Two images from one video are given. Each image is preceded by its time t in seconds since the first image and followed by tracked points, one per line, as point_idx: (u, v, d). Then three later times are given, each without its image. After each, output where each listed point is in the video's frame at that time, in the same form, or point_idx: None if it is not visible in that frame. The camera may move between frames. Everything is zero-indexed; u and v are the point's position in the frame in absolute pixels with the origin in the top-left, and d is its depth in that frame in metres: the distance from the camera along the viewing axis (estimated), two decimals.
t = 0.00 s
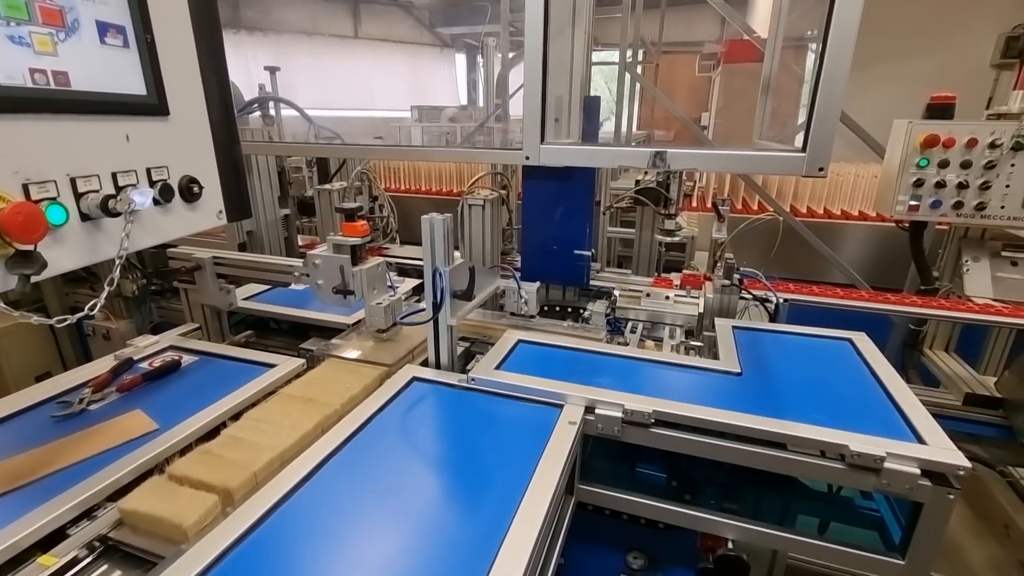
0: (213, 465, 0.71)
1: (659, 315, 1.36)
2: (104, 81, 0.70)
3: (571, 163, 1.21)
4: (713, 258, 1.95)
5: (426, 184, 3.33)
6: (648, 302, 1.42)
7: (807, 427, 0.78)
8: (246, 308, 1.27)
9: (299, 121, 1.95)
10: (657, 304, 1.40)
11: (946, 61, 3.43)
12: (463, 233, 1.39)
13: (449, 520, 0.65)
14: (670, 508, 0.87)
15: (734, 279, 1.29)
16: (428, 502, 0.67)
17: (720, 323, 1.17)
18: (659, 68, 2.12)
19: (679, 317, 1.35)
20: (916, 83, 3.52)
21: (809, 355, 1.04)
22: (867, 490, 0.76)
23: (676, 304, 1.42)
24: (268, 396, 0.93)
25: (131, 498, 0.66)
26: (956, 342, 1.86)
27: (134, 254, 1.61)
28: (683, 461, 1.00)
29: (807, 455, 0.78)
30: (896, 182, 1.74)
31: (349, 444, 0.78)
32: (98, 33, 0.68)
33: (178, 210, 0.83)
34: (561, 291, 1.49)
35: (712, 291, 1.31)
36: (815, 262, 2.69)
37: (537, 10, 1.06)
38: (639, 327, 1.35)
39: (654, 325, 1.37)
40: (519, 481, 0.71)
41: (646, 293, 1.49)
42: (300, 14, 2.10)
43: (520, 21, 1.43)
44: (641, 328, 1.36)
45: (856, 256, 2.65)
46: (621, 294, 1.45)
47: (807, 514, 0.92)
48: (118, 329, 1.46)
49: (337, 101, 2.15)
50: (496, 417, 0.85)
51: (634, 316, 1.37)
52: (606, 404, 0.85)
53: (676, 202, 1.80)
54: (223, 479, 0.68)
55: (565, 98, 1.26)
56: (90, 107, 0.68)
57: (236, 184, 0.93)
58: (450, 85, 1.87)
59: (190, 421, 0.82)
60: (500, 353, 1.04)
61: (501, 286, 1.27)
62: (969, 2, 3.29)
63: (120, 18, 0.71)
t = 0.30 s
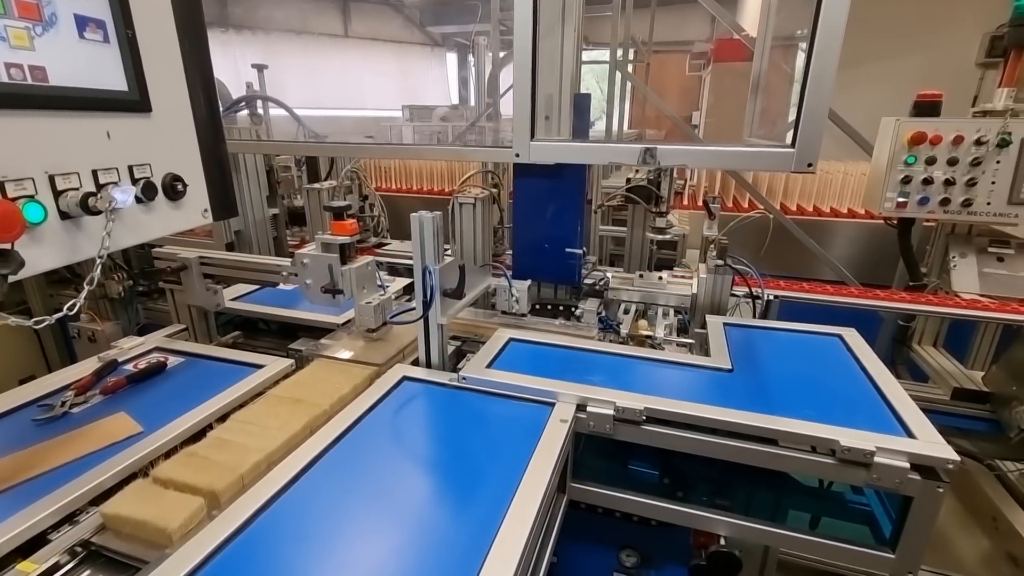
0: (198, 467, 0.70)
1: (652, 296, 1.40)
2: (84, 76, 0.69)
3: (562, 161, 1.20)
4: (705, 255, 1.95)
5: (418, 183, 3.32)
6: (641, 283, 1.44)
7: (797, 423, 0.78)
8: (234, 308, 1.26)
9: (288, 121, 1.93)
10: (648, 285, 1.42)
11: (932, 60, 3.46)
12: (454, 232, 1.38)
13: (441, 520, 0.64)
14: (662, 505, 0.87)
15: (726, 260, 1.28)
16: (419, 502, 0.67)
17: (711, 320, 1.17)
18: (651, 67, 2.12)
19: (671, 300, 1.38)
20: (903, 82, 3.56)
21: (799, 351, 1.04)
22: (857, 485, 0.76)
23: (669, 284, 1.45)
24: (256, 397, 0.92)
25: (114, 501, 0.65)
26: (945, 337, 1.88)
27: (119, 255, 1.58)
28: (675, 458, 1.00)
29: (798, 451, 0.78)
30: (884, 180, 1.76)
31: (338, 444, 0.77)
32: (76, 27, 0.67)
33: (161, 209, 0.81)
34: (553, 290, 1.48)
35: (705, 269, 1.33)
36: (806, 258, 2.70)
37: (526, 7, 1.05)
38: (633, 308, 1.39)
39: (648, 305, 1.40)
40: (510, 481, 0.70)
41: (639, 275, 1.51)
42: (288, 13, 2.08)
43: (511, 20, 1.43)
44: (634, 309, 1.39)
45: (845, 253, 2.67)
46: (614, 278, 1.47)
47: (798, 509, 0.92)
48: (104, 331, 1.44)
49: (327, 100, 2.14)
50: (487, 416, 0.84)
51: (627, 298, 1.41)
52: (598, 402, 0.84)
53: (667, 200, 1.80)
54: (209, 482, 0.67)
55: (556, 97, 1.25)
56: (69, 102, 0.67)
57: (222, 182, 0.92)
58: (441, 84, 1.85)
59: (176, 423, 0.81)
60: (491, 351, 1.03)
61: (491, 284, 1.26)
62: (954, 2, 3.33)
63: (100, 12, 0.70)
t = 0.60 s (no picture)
0: (178, 465, 0.68)
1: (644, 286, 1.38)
2: (56, 62, 0.67)
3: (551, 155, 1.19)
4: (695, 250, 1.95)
5: (408, 182, 3.30)
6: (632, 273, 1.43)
7: (788, 415, 0.78)
8: (219, 306, 1.24)
9: (276, 118, 1.91)
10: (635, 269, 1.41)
11: (919, 58, 3.49)
12: (442, 227, 1.37)
13: (428, 516, 0.63)
14: (653, 499, 0.86)
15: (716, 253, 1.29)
16: (407, 498, 0.66)
17: (702, 314, 1.16)
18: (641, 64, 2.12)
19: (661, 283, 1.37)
20: (891, 80, 3.58)
21: (789, 344, 1.04)
22: (848, 476, 0.76)
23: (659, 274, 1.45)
24: (240, 395, 0.91)
25: (90, 501, 0.64)
26: (933, 330, 1.89)
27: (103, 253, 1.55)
28: (666, 452, 0.99)
29: (789, 442, 0.78)
30: (872, 174, 1.76)
31: (324, 441, 0.76)
32: (47, 11, 0.65)
33: (139, 201, 0.79)
34: (543, 285, 1.46)
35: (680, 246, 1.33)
36: (796, 254, 2.71)
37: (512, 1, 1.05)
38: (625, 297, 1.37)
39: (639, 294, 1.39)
40: (498, 477, 0.69)
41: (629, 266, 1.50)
42: (274, 8, 2.06)
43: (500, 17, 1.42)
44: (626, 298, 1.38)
45: (835, 248, 2.68)
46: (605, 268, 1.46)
47: (789, 502, 0.92)
48: (88, 331, 1.41)
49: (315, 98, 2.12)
50: (476, 412, 0.83)
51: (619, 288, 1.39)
52: (588, 395, 0.84)
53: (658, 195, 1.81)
54: (189, 480, 0.65)
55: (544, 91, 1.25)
56: (40, 88, 0.65)
57: (203, 175, 0.90)
58: (432, 82, 1.84)
59: (156, 421, 0.79)
60: (480, 347, 1.02)
61: (481, 279, 1.25)
62: None
63: None
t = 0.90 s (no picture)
0: (163, 468, 0.68)
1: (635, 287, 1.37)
2: (34, 59, 0.66)
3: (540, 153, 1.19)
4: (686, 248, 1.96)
5: (400, 182, 3.29)
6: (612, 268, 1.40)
7: (776, 411, 0.78)
8: (207, 306, 1.22)
9: (265, 118, 1.89)
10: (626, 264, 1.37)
11: (908, 57, 3.52)
12: (432, 226, 1.36)
13: (416, 515, 0.63)
14: (643, 497, 0.86)
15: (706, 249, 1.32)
16: (395, 497, 0.65)
17: (692, 312, 1.17)
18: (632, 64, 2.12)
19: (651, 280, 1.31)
20: (879, 79, 3.61)
21: (778, 342, 1.05)
22: (835, 472, 0.77)
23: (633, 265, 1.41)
24: (227, 396, 0.90)
25: (72, 505, 0.63)
26: (921, 327, 1.91)
27: (89, 254, 1.54)
28: (656, 450, 0.99)
29: (776, 439, 0.78)
30: (860, 172, 1.78)
31: (311, 441, 0.75)
32: (25, 8, 0.64)
33: (121, 200, 0.78)
34: (534, 284, 1.46)
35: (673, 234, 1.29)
36: (786, 251, 2.72)
37: None
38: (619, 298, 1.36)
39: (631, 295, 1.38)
40: (487, 476, 0.69)
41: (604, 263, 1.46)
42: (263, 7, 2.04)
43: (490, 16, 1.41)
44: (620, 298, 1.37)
45: (825, 246, 2.70)
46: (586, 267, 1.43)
47: (778, 498, 0.92)
48: (73, 332, 1.39)
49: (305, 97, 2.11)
50: (466, 411, 0.83)
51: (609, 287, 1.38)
52: (577, 394, 0.84)
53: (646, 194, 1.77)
54: (174, 483, 0.65)
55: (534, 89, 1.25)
56: (18, 86, 0.64)
57: (187, 175, 0.89)
58: (423, 81, 1.83)
59: (141, 423, 0.78)
60: (470, 346, 1.01)
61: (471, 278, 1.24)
62: None
63: None
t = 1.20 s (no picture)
0: (152, 469, 0.67)
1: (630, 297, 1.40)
2: (18, 54, 0.64)
3: (533, 151, 1.18)
4: (680, 247, 1.96)
5: (393, 181, 3.28)
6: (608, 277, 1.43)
7: (771, 408, 0.78)
8: (198, 306, 1.21)
9: (257, 117, 1.87)
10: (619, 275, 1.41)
11: (900, 58, 3.54)
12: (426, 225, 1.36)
13: (411, 514, 0.62)
14: (638, 495, 0.86)
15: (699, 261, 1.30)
16: (390, 497, 0.65)
17: (686, 310, 1.17)
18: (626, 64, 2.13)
19: (643, 292, 1.36)
20: (871, 80, 3.64)
21: (772, 339, 1.05)
22: (830, 468, 0.77)
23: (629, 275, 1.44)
24: (218, 396, 0.89)
25: (58, 507, 0.62)
26: (913, 324, 1.92)
27: (78, 254, 1.52)
28: (651, 448, 0.99)
29: (772, 435, 0.78)
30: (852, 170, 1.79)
31: (305, 441, 0.74)
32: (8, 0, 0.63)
33: (108, 198, 0.77)
34: (528, 283, 1.47)
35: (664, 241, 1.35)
36: (780, 251, 2.73)
37: None
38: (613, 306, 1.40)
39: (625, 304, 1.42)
40: (482, 475, 0.68)
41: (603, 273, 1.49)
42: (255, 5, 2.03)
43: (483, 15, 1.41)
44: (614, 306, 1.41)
45: (817, 245, 2.72)
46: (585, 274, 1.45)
47: (773, 495, 0.92)
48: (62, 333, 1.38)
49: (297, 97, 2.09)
50: (461, 409, 0.82)
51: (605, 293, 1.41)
52: (572, 392, 0.83)
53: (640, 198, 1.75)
54: (163, 484, 0.64)
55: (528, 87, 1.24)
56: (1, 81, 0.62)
57: (176, 172, 0.88)
58: (418, 81, 1.82)
59: (130, 424, 0.77)
60: (464, 345, 1.01)
61: (465, 277, 1.24)
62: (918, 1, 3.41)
63: None
